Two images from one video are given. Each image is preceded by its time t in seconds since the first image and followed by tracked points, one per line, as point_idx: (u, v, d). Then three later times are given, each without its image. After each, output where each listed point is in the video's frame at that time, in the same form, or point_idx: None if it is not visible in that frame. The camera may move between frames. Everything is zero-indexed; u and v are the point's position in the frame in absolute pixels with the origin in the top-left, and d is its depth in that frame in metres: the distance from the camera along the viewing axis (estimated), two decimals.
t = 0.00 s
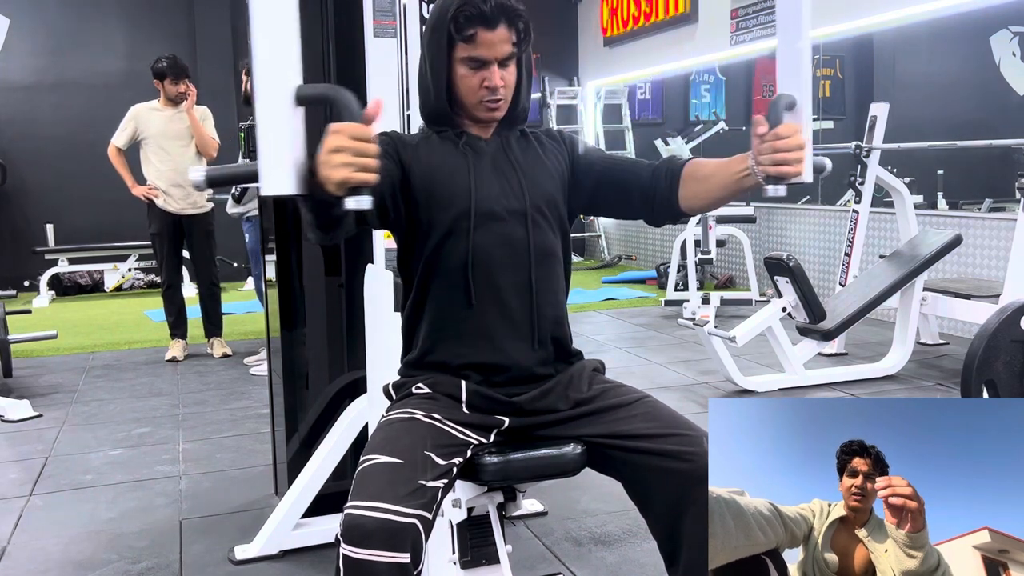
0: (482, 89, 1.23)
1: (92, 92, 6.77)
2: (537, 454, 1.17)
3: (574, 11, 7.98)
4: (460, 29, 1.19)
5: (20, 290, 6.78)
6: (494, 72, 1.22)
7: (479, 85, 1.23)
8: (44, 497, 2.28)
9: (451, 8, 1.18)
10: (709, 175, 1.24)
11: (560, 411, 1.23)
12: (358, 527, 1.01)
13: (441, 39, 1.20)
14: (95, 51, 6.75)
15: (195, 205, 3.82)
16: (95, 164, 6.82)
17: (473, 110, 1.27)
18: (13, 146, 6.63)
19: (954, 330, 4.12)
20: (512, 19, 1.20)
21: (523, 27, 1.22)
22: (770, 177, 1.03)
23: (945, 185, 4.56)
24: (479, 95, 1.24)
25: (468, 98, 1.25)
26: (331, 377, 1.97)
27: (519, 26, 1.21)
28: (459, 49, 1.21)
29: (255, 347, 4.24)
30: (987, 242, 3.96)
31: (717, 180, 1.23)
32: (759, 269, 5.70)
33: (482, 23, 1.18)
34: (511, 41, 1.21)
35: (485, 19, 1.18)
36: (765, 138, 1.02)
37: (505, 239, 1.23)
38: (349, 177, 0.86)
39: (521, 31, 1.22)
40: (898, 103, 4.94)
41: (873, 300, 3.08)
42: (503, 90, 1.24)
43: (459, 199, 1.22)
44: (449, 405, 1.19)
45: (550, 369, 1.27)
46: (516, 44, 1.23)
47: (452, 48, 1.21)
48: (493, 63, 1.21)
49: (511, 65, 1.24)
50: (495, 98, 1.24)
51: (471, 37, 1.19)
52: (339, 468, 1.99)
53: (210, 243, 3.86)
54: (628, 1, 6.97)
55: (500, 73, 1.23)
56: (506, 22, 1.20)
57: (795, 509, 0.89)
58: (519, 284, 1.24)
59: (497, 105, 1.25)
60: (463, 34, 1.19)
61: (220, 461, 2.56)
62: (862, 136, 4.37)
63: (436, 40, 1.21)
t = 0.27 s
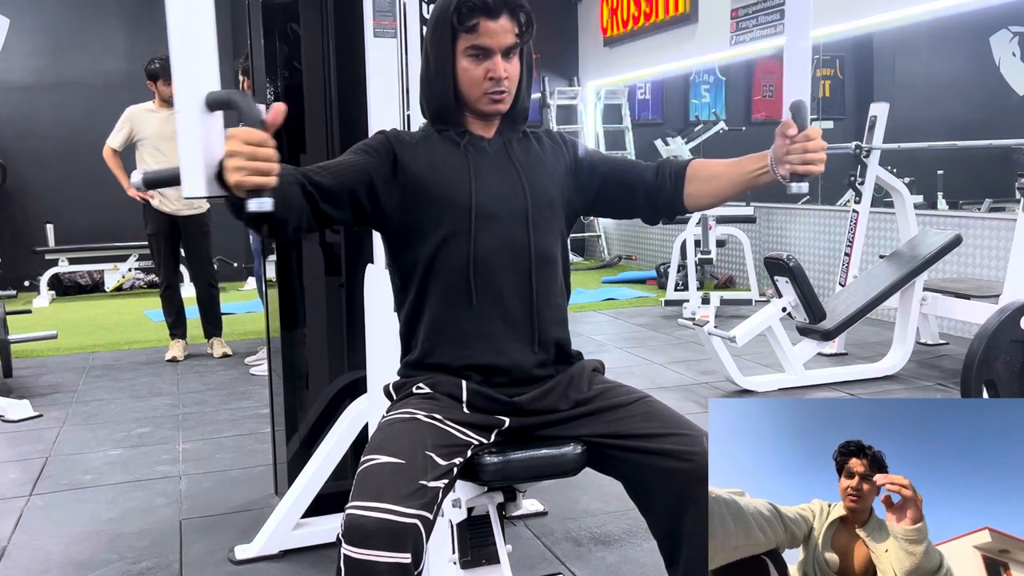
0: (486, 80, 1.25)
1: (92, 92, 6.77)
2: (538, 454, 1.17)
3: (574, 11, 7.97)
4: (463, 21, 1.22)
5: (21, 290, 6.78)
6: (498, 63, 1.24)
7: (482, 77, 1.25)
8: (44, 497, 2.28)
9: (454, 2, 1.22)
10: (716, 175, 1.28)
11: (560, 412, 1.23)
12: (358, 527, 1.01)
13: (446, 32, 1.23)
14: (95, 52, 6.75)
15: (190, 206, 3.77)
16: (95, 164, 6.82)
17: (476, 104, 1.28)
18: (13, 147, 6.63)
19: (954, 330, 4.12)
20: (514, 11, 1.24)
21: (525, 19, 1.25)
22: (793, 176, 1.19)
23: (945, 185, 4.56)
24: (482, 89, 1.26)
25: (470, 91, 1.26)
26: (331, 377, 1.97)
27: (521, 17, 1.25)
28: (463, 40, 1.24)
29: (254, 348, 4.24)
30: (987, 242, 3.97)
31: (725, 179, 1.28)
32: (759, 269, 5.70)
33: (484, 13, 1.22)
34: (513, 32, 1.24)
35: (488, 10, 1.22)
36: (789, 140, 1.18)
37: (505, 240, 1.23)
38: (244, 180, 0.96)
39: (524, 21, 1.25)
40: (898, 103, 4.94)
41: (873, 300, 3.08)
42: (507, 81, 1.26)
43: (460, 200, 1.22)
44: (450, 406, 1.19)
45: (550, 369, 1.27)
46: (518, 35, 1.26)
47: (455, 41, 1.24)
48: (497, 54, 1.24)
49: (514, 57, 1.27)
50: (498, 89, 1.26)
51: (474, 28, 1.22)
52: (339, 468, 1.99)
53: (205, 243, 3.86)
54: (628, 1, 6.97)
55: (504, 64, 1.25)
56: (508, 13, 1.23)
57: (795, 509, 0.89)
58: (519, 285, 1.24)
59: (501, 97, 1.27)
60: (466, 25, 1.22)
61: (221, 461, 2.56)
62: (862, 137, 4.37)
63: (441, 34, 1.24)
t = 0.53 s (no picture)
0: (488, 76, 1.25)
1: (92, 92, 6.77)
2: (538, 454, 1.17)
3: (574, 11, 7.97)
4: (465, 18, 1.23)
5: (21, 290, 6.78)
6: (499, 58, 1.24)
7: (484, 73, 1.25)
8: (44, 497, 2.28)
9: None
10: (709, 170, 1.33)
11: (560, 412, 1.23)
12: (359, 527, 1.01)
13: (447, 31, 1.24)
14: (95, 53, 6.76)
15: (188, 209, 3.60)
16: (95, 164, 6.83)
17: (478, 101, 1.28)
18: (12, 147, 6.63)
19: (954, 330, 4.12)
20: (515, 8, 1.24)
21: (526, 16, 1.26)
22: (789, 174, 1.26)
23: (945, 185, 4.57)
24: (483, 85, 1.26)
25: (471, 87, 1.26)
26: (331, 377, 1.97)
27: (522, 13, 1.25)
28: (463, 37, 1.24)
29: (254, 348, 4.24)
30: (987, 242, 3.96)
31: (719, 174, 1.33)
32: (759, 269, 5.70)
33: (486, 9, 1.22)
34: (514, 27, 1.25)
35: (489, 6, 1.22)
36: (787, 141, 1.25)
37: (505, 240, 1.24)
38: (164, 182, 0.99)
39: (524, 17, 1.26)
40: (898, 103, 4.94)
41: (873, 300, 3.08)
42: (509, 78, 1.26)
43: (459, 199, 1.22)
44: (451, 406, 1.19)
45: (550, 369, 1.27)
46: (519, 32, 1.26)
47: (456, 39, 1.25)
48: (499, 48, 1.24)
49: (516, 52, 1.27)
50: (500, 85, 1.25)
51: (475, 23, 1.22)
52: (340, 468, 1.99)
53: (203, 242, 3.86)
54: (628, 1, 6.98)
55: (505, 60, 1.25)
56: (509, 10, 1.24)
57: (795, 510, 0.89)
58: (520, 285, 1.24)
59: (502, 94, 1.27)
60: (467, 21, 1.23)
61: (221, 461, 2.56)
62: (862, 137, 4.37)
63: (443, 31, 1.24)
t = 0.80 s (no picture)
0: (488, 76, 1.25)
1: (92, 92, 6.78)
2: (538, 454, 1.17)
3: (574, 10, 7.97)
4: (465, 18, 1.23)
5: (21, 290, 6.78)
6: (499, 57, 1.24)
7: (484, 73, 1.25)
8: (44, 497, 2.28)
9: None
10: (700, 168, 1.36)
11: (560, 412, 1.23)
12: (358, 527, 1.01)
13: (447, 30, 1.24)
14: (96, 53, 6.76)
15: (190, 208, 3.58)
16: (95, 164, 6.83)
17: (477, 100, 1.28)
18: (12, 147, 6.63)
19: (954, 330, 4.12)
20: (516, 8, 1.24)
21: (526, 16, 1.26)
22: (778, 173, 1.32)
23: (945, 185, 4.57)
24: (483, 85, 1.26)
25: (471, 87, 1.26)
26: (331, 377, 1.97)
27: (523, 14, 1.25)
28: (464, 36, 1.24)
29: (255, 348, 4.24)
30: (987, 242, 3.96)
31: (711, 174, 1.35)
32: (759, 269, 5.70)
33: (487, 9, 1.22)
34: (515, 27, 1.25)
35: (490, 6, 1.22)
36: (777, 142, 1.32)
37: (504, 238, 1.24)
38: (128, 184, 1.04)
39: (525, 17, 1.26)
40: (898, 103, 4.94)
41: (873, 300, 3.08)
42: (508, 78, 1.26)
43: (457, 198, 1.23)
44: (451, 406, 1.19)
45: (550, 369, 1.27)
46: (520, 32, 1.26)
47: (456, 38, 1.25)
48: (499, 48, 1.24)
49: (516, 53, 1.27)
50: (500, 85, 1.25)
51: (476, 23, 1.22)
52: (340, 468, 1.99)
53: (202, 242, 3.86)
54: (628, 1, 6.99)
55: (505, 59, 1.25)
56: (510, 10, 1.24)
57: (794, 511, 0.89)
58: (519, 284, 1.24)
59: (502, 93, 1.27)
60: (468, 20, 1.23)
61: (221, 461, 2.56)
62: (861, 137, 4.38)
63: (444, 30, 1.24)
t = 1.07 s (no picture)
0: (488, 83, 1.25)
1: (92, 92, 6.78)
2: (538, 454, 1.17)
3: (574, 10, 7.97)
4: (467, 25, 1.22)
5: (21, 290, 6.78)
6: (500, 65, 1.24)
7: (483, 80, 1.25)
8: (44, 497, 2.28)
9: (457, 5, 1.22)
10: (692, 167, 1.38)
11: (560, 412, 1.23)
12: (358, 527, 1.01)
13: (448, 35, 1.23)
14: (96, 53, 6.77)
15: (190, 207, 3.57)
16: (96, 164, 6.83)
17: (476, 106, 1.28)
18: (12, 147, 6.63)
19: (954, 330, 4.12)
20: (517, 16, 1.24)
21: (528, 23, 1.26)
22: (769, 173, 1.36)
23: (946, 185, 4.57)
24: (482, 91, 1.26)
25: (471, 93, 1.26)
26: (331, 377, 1.97)
27: (525, 22, 1.25)
28: (464, 43, 1.24)
29: (255, 348, 4.24)
30: (987, 242, 3.97)
31: (702, 174, 1.38)
32: (759, 269, 5.71)
33: (489, 17, 1.22)
34: (516, 35, 1.25)
35: (492, 14, 1.22)
36: (769, 142, 1.36)
37: (503, 237, 1.24)
38: (113, 184, 1.07)
39: (526, 26, 1.26)
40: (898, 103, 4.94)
41: (873, 300, 3.08)
42: (508, 85, 1.26)
43: (456, 196, 1.23)
44: (450, 406, 1.20)
45: (550, 369, 1.27)
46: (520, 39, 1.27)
47: (457, 44, 1.24)
48: (500, 56, 1.24)
49: (516, 60, 1.27)
50: (500, 92, 1.26)
51: (478, 30, 1.22)
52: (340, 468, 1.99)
53: (202, 243, 3.86)
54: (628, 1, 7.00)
55: (505, 67, 1.25)
56: (512, 17, 1.24)
57: (795, 511, 0.89)
58: (518, 282, 1.24)
59: (501, 101, 1.27)
60: (470, 28, 1.22)
61: (221, 461, 2.56)
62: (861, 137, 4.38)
63: (445, 34, 1.24)
